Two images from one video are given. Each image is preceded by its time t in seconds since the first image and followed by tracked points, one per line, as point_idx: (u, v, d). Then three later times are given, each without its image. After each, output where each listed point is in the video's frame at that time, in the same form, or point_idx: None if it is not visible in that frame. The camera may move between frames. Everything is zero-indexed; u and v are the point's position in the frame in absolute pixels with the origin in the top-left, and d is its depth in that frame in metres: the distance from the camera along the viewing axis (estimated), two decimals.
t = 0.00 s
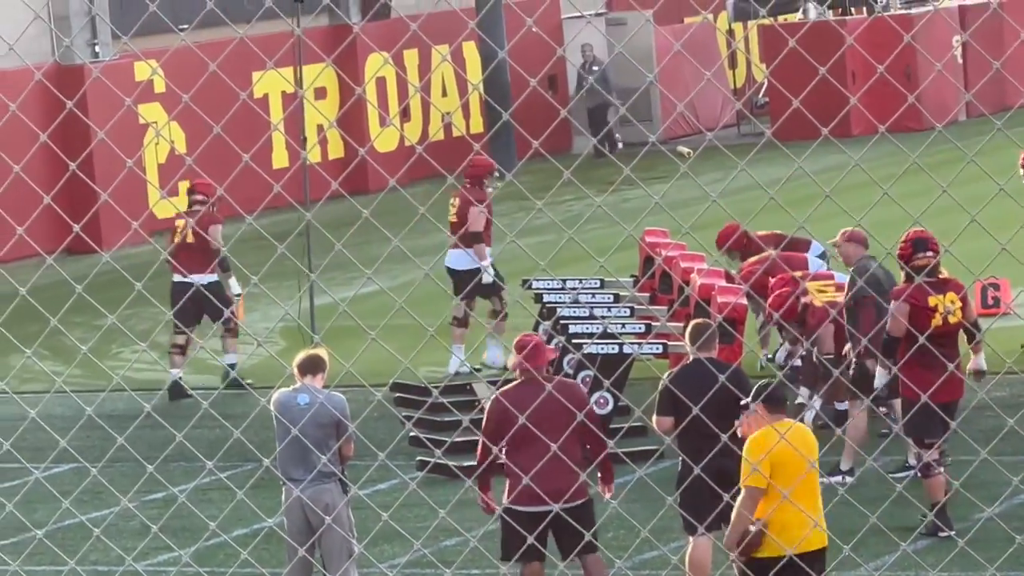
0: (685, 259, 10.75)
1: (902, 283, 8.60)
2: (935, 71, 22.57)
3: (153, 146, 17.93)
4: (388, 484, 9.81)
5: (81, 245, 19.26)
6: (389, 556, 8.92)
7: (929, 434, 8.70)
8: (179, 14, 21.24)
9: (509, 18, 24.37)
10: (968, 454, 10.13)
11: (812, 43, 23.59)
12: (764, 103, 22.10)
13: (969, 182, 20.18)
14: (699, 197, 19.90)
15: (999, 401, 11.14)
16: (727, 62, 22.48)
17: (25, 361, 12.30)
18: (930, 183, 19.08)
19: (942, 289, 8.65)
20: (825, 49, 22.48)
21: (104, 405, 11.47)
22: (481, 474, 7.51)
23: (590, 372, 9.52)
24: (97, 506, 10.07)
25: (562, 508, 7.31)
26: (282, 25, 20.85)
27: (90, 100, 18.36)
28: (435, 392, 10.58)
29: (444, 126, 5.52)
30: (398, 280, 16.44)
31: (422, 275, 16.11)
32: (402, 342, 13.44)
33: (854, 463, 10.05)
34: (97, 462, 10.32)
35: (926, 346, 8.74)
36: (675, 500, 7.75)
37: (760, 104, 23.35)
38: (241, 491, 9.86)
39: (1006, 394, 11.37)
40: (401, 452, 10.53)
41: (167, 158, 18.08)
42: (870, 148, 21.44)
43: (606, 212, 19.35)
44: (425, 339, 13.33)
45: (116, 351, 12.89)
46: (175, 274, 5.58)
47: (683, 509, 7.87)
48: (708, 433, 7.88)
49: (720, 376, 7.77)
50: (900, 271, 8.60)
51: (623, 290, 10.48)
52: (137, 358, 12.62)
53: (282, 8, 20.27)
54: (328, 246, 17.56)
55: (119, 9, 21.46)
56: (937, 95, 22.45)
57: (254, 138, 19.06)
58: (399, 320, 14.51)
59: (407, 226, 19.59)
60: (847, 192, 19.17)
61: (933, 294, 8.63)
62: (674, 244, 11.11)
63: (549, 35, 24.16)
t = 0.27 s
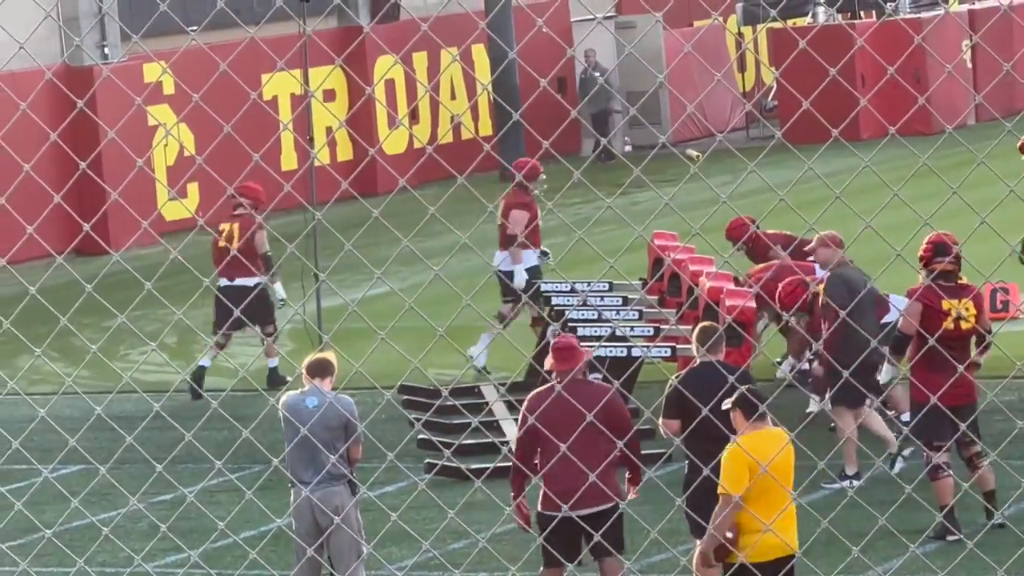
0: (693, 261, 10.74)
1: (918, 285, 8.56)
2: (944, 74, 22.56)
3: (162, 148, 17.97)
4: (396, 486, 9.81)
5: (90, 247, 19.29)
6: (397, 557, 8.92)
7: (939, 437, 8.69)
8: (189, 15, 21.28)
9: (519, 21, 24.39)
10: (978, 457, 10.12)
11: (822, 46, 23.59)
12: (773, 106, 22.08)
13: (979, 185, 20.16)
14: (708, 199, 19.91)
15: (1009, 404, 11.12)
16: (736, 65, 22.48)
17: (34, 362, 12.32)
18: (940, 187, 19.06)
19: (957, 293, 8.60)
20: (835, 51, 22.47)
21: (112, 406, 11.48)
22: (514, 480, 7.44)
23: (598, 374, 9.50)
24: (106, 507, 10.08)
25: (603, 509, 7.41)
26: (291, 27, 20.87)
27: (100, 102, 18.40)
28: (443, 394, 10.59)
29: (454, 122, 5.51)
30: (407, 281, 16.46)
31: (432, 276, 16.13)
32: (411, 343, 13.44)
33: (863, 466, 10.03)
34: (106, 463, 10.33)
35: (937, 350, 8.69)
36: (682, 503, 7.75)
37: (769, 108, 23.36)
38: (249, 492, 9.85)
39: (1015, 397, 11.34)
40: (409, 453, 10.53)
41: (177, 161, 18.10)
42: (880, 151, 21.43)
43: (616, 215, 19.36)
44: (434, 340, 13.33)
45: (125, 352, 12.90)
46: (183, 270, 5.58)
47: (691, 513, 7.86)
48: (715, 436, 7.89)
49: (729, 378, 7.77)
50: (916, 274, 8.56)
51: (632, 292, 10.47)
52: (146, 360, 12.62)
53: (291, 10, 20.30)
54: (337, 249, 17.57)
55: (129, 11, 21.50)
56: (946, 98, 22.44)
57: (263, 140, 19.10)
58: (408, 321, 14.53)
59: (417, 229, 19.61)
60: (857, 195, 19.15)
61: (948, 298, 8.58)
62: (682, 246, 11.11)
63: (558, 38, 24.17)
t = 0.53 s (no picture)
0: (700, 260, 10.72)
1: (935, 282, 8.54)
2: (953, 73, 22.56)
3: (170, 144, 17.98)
4: (403, 484, 9.81)
5: (98, 243, 19.31)
6: (403, 555, 8.92)
7: (946, 436, 8.68)
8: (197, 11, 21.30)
9: (527, 18, 24.41)
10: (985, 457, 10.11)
11: (830, 44, 23.59)
12: (781, 104, 22.08)
13: (986, 185, 20.16)
14: (716, 198, 19.91)
15: (1016, 404, 11.11)
16: (745, 63, 22.47)
17: (41, 358, 12.33)
18: (948, 186, 19.05)
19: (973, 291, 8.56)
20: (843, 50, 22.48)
21: (119, 403, 11.49)
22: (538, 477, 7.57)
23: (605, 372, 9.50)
24: (113, 504, 10.09)
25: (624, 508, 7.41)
26: (299, 24, 20.87)
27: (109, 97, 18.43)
28: (451, 392, 10.60)
29: (462, 118, 5.51)
30: (414, 279, 16.48)
31: (439, 274, 16.15)
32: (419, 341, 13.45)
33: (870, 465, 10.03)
34: (113, 459, 10.34)
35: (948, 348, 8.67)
36: (688, 501, 7.77)
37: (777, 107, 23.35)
38: (255, 489, 9.86)
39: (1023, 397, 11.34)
40: (416, 451, 10.53)
41: (185, 158, 18.11)
42: (888, 149, 21.43)
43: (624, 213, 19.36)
44: (441, 338, 13.34)
45: (132, 349, 12.91)
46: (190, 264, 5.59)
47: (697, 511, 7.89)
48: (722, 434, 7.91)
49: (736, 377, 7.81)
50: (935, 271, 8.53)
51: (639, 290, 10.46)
52: (153, 356, 12.64)
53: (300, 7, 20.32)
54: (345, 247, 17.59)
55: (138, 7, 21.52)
56: (954, 97, 22.44)
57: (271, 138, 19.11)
58: (415, 319, 14.54)
59: (424, 227, 19.63)
60: (865, 194, 19.15)
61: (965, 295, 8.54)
62: (688, 244, 11.11)
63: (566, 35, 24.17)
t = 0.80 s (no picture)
0: (706, 259, 10.69)
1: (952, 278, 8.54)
2: (959, 71, 22.57)
3: (176, 140, 17.99)
4: (407, 482, 9.81)
5: (103, 239, 19.32)
6: (408, 552, 8.92)
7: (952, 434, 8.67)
8: (204, 7, 21.32)
9: (534, 15, 24.41)
10: (991, 457, 10.09)
11: (837, 42, 23.61)
12: (788, 102, 22.09)
13: (993, 183, 20.15)
14: (722, 196, 19.89)
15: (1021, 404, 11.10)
16: (751, 60, 22.48)
17: (46, 353, 12.33)
18: (954, 185, 19.05)
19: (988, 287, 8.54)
20: (850, 47, 22.49)
21: (124, 399, 11.50)
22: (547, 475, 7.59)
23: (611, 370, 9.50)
24: (117, 499, 10.09)
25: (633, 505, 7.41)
26: (305, 21, 20.85)
27: (114, 92, 18.44)
28: (456, 389, 10.59)
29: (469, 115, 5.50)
30: (419, 276, 16.47)
31: (444, 271, 16.14)
32: (424, 338, 13.46)
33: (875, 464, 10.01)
34: (117, 455, 10.34)
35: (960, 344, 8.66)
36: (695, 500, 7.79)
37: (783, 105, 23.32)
38: (260, 486, 9.87)
39: None
40: (421, 448, 10.53)
41: (190, 154, 18.10)
42: (895, 148, 21.42)
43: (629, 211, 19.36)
44: (447, 335, 13.35)
45: (137, 345, 12.92)
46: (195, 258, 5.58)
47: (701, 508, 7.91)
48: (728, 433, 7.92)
49: (742, 376, 7.80)
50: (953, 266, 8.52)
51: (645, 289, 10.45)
52: (159, 352, 12.65)
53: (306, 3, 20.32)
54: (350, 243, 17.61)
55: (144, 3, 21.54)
56: (961, 95, 22.44)
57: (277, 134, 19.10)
58: (420, 316, 14.53)
59: (429, 224, 19.62)
60: (870, 192, 19.16)
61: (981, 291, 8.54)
62: (693, 242, 11.09)
63: (573, 31, 24.18)
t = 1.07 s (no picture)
0: (711, 255, 10.68)
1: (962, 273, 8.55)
2: (965, 67, 22.56)
3: (181, 133, 18.00)
4: (411, 477, 9.81)
5: (108, 232, 19.34)
6: (412, 547, 8.92)
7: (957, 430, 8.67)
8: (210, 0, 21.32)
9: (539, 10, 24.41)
10: (996, 453, 10.09)
11: (842, 37, 23.61)
12: (793, 98, 22.09)
13: (998, 180, 20.15)
14: (727, 191, 19.88)
15: None
16: (757, 56, 22.47)
17: (50, 347, 12.34)
18: (959, 181, 19.05)
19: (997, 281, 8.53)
20: (855, 43, 22.49)
21: (128, 392, 11.51)
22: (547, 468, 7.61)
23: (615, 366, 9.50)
24: (121, 493, 10.09)
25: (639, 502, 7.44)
26: (311, 15, 20.83)
27: (120, 85, 18.46)
28: (460, 384, 10.59)
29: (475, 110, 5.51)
30: (424, 270, 16.48)
31: (449, 265, 16.14)
32: (429, 332, 13.47)
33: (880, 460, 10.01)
34: (121, 449, 10.35)
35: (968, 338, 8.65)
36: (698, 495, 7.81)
37: (789, 100, 23.30)
38: (264, 480, 9.87)
39: None
40: (425, 443, 10.54)
41: (196, 148, 18.11)
42: (901, 144, 21.42)
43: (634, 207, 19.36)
44: (451, 329, 13.36)
45: (142, 339, 12.93)
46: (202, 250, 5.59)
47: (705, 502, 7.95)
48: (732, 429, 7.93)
49: (747, 372, 7.80)
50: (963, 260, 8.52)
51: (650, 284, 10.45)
52: (163, 346, 12.65)
53: None
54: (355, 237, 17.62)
55: None
56: (967, 91, 22.44)
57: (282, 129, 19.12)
58: (425, 311, 14.54)
59: (434, 219, 19.63)
60: (875, 188, 19.16)
61: (990, 286, 8.54)
62: (698, 237, 11.09)
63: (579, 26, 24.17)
